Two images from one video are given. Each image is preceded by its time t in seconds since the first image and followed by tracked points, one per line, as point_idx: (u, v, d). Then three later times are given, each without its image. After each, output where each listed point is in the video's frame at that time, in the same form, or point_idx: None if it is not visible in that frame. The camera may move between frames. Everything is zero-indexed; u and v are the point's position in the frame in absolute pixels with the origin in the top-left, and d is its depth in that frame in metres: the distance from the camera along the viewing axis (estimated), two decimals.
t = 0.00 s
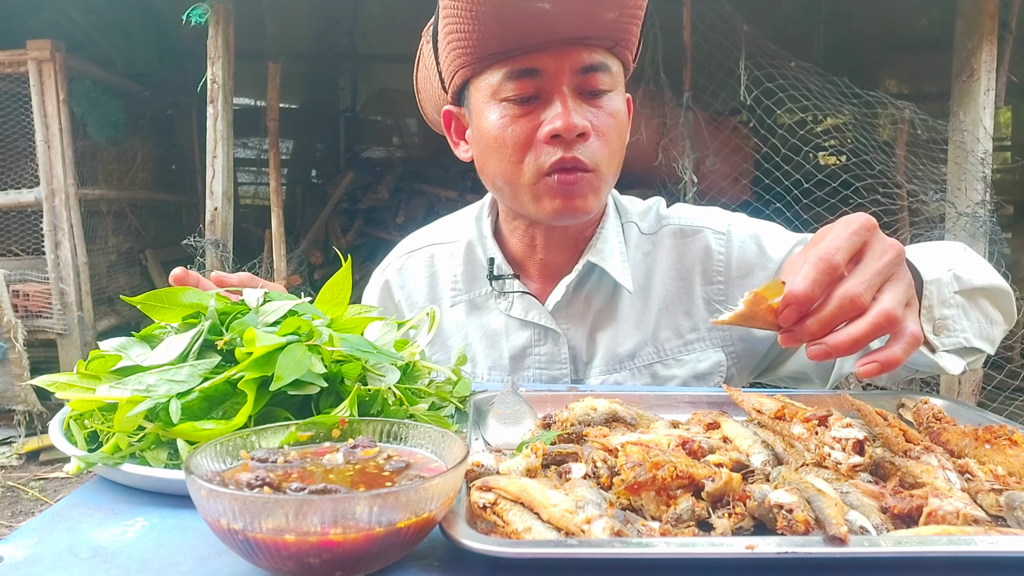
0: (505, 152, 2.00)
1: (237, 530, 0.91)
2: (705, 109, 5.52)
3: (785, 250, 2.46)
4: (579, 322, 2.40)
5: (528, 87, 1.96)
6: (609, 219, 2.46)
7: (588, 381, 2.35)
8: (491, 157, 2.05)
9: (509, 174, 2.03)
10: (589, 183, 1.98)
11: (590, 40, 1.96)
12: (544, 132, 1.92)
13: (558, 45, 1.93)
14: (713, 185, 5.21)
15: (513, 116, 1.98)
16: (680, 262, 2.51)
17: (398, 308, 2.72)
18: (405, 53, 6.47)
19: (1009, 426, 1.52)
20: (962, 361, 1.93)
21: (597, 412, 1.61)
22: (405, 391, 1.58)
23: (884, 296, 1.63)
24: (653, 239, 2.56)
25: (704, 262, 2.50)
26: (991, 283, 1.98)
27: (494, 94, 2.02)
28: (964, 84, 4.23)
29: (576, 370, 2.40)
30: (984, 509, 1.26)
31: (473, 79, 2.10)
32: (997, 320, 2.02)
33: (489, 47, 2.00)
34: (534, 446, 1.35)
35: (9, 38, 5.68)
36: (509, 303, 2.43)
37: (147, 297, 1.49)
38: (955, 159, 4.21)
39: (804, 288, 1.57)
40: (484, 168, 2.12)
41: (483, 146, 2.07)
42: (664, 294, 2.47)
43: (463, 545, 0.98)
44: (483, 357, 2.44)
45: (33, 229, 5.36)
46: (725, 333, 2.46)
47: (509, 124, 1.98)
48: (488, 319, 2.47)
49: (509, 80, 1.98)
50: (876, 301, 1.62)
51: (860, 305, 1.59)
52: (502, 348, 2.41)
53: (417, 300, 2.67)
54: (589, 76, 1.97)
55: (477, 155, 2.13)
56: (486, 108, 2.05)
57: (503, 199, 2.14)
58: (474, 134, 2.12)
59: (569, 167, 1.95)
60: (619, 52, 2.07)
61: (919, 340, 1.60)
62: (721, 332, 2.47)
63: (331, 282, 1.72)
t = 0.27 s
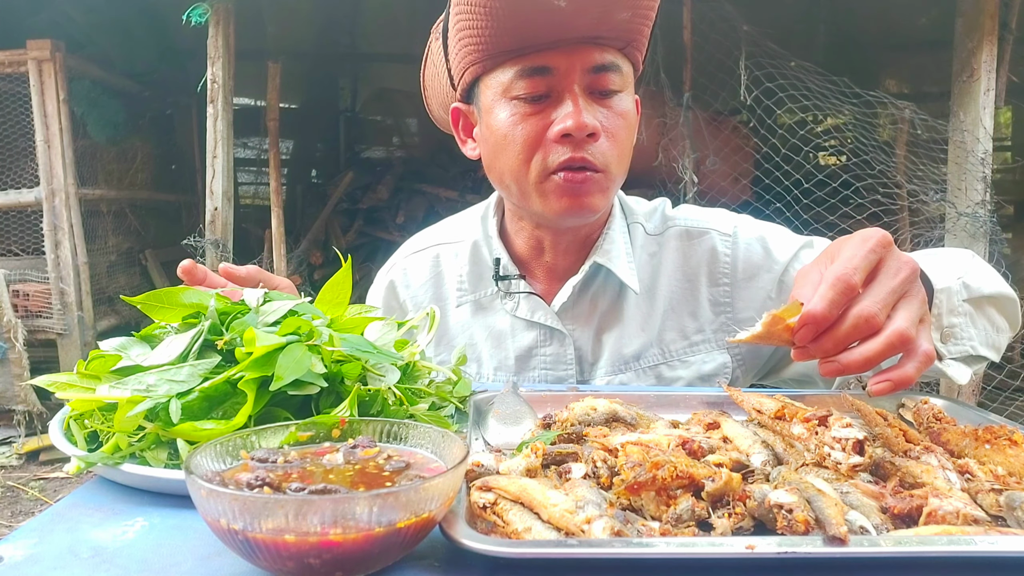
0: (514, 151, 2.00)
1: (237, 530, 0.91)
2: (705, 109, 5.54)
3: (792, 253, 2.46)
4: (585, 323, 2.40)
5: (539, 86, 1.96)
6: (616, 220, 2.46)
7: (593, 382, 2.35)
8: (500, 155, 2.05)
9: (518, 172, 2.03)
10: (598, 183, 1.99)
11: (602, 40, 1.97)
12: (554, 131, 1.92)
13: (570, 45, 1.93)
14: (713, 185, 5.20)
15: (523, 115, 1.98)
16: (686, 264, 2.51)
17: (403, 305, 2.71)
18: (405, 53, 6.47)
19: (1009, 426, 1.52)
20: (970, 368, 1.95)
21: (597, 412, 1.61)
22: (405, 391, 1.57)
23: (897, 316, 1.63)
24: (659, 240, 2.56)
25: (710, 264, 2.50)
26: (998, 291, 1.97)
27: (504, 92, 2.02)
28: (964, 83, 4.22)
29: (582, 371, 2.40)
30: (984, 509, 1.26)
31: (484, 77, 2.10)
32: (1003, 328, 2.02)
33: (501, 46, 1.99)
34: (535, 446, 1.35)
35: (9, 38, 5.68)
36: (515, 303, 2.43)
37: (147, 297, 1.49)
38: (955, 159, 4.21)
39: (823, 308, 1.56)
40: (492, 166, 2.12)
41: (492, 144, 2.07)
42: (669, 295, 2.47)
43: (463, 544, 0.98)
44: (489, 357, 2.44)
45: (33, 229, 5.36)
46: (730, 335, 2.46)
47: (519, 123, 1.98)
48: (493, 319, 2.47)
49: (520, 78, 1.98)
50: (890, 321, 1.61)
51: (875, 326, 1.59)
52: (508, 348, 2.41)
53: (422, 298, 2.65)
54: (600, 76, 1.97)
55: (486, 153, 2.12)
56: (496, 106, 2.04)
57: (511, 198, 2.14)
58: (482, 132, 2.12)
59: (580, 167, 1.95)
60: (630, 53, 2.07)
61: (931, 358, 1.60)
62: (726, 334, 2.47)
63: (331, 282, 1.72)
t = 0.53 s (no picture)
0: (517, 153, 2.00)
1: (237, 530, 0.91)
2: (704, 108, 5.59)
3: (793, 255, 2.46)
4: (585, 325, 2.40)
5: (542, 87, 1.96)
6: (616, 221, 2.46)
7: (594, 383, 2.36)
8: (503, 157, 2.05)
9: (520, 174, 2.03)
10: (601, 184, 1.99)
11: (606, 42, 1.97)
12: (557, 134, 1.92)
13: (573, 47, 1.93)
14: (713, 185, 5.19)
15: (526, 117, 1.98)
16: (687, 265, 2.51)
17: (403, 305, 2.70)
18: (405, 53, 6.47)
19: (1009, 426, 1.52)
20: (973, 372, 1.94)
21: (597, 412, 1.61)
22: (405, 391, 1.58)
23: (902, 321, 1.63)
24: (660, 241, 2.56)
25: (711, 266, 2.50)
26: (999, 295, 1.97)
27: (507, 94, 2.02)
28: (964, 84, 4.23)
29: (582, 373, 2.41)
30: (984, 509, 1.26)
31: (486, 78, 2.10)
32: (1005, 332, 2.01)
33: (503, 47, 1.99)
34: (535, 446, 1.35)
35: (9, 38, 5.68)
36: (516, 305, 2.42)
37: (146, 297, 1.49)
38: (955, 160, 4.21)
39: (828, 313, 1.57)
40: (494, 167, 2.12)
41: (495, 145, 2.07)
42: (670, 297, 2.47)
43: (463, 544, 0.98)
44: (489, 359, 2.45)
45: (33, 229, 5.37)
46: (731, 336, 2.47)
47: (522, 125, 1.98)
48: (494, 321, 2.47)
49: (522, 80, 1.98)
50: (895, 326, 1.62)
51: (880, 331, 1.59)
52: (509, 351, 2.41)
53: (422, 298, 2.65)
54: (603, 77, 1.97)
55: (488, 154, 2.12)
56: (498, 108, 2.04)
57: (514, 199, 2.14)
58: (484, 133, 2.12)
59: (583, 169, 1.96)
60: (632, 54, 2.07)
61: (934, 364, 1.61)
62: (727, 335, 2.48)
63: (331, 282, 1.72)
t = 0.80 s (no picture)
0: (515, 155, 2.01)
1: (237, 531, 0.91)
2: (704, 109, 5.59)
3: (794, 258, 2.46)
4: (585, 329, 2.41)
5: (540, 88, 1.96)
6: (617, 224, 2.46)
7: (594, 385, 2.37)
8: (501, 159, 2.05)
9: (518, 176, 2.03)
10: (600, 185, 2.00)
11: (604, 42, 1.97)
12: (556, 135, 1.92)
13: (571, 47, 1.93)
14: (713, 185, 5.19)
15: (524, 119, 1.98)
16: (687, 268, 2.51)
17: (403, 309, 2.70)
18: (405, 53, 6.47)
19: (1009, 426, 1.52)
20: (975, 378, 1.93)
21: (596, 413, 1.61)
22: (405, 391, 1.58)
23: (904, 324, 1.62)
24: (660, 244, 2.56)
25: (711, 269, 2.50)
26: (1002, 301, 1.96)
27: (504, 96, 2.01)
28: (964, 84, 4.23)
29: (581, 375, 2.42)
30: (984, 509, 1.26)
31: (482, 80, 2.10)
32: (1007, 338, 2.00)
33: (499, 49, 1.99)
34: (534, 446, 1.35)
35: (8, 39, 5.68)
36: (515, 309, 2.42)
37: (146, 297, 1.49)
38: (955, 160, 4.21)
39: (828, 317, 1.57)
40: (492, 169, 2.12)
41: (493, 147, 2.07)
42: (670, 300, 2.47)
43: (463, 544, 0.98)
44: (489, 363, 2.45)
45: (33, 229, 5.37)
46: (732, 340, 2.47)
47: (520, 127, 1.98)
48: (493, 325, 2.47)
49: (520, 82, 1.98)
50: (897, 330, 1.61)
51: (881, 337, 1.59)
52: (508, 354, 2.41)
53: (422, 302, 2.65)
54: (601, 78, 1.97)
55: (486, 157, 2.12)
56: (496, 110, 2.04)
57: (512, 200, 2.14)
58: (482, 135, 2.12)
59: (582, 170, 1.96)
60: (631, 54, 2.07)
61: (936, 368, 1.59)
62: (727, 339, 2.48)
63: (331, 282, 1.72)
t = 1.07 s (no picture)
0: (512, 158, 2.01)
1: (237, 531, 0.91)
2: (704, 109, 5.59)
3: (794, 260, 2.46)
4: (584, 330, 2.41)
5: (535, 91, 1.96)
6: (616, 225, 2.45)
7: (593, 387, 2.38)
8: (498, 162, 2.06)
9: (515, 179, 2.04)
10: (597, 187, 2.00)
11: (600, 43, 1.96)
12: (552, 138, 1.92)
13: (566, 49, 1.93)
14: (713, 185, 5.19)
15: (520, 122, 1.98)
16: (687, 270, 2.51)
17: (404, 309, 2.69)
18: (405, 53, 6.47)
19: (1009, 426, 1.52)
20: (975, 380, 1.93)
21: (597, 412, 1.61)
22: (405, 391, 1.58)
23: (904, 326, 1.62)
24: (660, 245, 2.56)
25: (711, 271, 2.50)
26: (1004, 302, 1.95)
27: (501, 98, 2.02)
28: (964, 84, 4.23)
29: (580, 376, 2.42)
30: (984, 509, 1.26)
31: (479, 83, 2.10)
32: (1009, 339, 1.99)
33: (494, 52, 1.99)
34: (534, 446, 1.35)
35: (9, 39, 5.69)
36: (514, 310, 2.43)
37: (146, 297, 1.49)
38: (955, 160, 4.21)
39: (828, 320, 1.57)
40: (489, 172, 2.13)
41: (490, 150, 2.07)
42: (670, 302, 2.47)
43: (463, 544, 0.98)
44: (488, 364, 2.45)
45: (33, 229, 5.37)
46: (732, 342, 2.47)
47: (516, 129, 1.98)
48: (492, 327, 2.47)
49: (515, 84, 1.98)
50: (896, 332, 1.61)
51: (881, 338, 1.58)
52: (507, 356, 2.42)
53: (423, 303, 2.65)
54: (598, 79, 1.97)
55: (484, 159, 2.13)
56: (492, 112, 2.05)
57: (510, 203, 2.15)
58: (479, 138, 2.12)
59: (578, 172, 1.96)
60: (628, 54, 2.06)
61: (937, 371, 1.59)
62: (727, 341, 2.48)
63: (330, 282, 1.72)
